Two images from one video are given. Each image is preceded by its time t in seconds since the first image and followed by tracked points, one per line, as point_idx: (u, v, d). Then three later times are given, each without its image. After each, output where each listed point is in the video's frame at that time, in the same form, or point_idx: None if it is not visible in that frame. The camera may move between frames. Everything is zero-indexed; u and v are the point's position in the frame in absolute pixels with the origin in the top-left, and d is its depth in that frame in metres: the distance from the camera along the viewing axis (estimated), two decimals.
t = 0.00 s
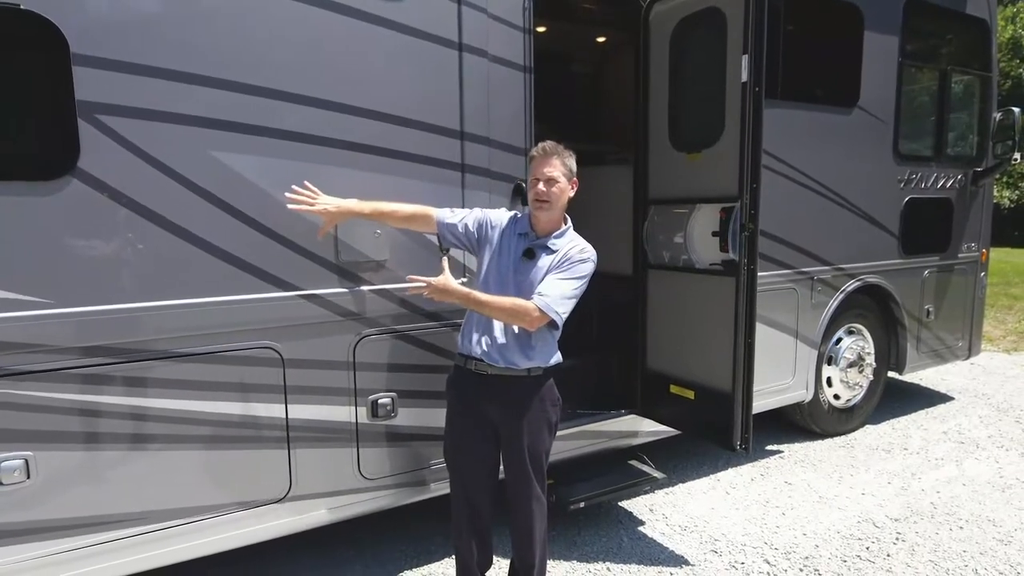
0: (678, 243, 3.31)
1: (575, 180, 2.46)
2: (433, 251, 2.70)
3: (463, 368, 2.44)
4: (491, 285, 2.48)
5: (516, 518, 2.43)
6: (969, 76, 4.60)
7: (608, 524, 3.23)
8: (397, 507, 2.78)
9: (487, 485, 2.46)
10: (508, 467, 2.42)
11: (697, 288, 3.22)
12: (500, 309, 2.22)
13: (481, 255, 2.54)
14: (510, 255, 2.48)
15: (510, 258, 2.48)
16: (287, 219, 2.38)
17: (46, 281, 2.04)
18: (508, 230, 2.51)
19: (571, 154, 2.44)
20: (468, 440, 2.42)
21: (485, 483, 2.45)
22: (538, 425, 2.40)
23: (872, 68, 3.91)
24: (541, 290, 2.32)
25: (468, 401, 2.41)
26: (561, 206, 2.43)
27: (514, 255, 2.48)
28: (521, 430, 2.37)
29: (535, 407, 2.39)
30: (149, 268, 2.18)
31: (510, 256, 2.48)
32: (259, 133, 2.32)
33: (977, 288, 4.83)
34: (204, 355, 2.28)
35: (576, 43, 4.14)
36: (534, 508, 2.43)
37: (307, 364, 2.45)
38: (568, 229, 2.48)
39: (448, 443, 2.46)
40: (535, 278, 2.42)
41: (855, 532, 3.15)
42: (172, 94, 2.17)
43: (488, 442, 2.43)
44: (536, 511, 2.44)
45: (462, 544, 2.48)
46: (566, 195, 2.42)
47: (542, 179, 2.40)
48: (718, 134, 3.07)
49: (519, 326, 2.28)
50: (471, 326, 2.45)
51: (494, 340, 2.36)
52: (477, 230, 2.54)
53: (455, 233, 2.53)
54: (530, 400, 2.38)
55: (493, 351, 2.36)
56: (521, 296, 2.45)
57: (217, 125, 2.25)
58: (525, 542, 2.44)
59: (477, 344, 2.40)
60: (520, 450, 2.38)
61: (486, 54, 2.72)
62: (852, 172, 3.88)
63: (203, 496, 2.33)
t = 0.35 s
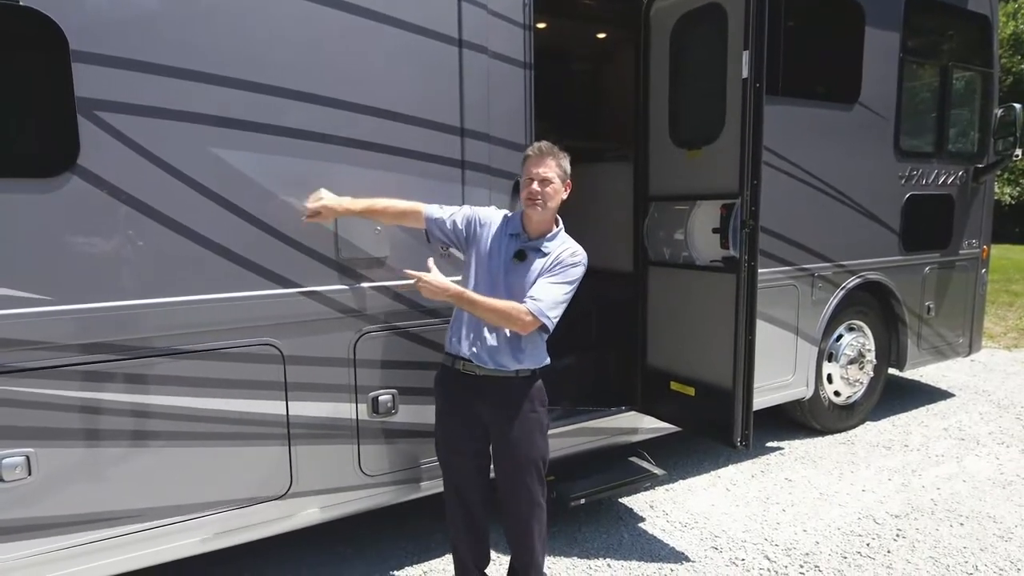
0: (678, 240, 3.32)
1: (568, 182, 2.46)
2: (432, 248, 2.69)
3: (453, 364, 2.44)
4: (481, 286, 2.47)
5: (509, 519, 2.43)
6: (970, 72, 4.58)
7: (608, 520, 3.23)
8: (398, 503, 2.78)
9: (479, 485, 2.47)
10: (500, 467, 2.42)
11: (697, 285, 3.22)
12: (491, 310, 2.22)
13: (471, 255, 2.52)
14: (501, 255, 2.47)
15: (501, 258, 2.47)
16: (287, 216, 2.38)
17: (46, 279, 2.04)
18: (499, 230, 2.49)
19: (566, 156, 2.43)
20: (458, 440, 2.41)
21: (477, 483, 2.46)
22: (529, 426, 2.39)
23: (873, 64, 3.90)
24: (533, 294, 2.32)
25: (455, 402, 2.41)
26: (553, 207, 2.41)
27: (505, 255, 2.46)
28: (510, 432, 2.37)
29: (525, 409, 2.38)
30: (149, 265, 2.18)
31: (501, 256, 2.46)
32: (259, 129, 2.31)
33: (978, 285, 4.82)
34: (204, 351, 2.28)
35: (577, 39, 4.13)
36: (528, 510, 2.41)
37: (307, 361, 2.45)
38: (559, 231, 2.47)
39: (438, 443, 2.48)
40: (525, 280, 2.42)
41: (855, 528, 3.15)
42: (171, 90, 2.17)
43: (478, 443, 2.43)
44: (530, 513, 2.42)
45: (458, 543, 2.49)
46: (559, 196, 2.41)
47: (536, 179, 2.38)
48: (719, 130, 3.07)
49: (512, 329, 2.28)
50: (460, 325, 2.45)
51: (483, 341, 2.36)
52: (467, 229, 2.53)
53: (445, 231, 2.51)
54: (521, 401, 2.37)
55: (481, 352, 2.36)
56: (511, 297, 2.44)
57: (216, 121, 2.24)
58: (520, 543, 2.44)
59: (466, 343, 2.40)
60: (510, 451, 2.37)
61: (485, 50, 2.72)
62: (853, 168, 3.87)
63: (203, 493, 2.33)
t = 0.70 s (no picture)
0: (679, 237, 3.32)
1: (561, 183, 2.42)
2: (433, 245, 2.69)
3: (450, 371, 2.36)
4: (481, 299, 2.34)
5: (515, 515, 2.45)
6: (972, 70, 4.57)
7: (608, 518, 3.23)
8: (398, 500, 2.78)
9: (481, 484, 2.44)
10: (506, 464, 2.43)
11: (698, 283, 3.22)
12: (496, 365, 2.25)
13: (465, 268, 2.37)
14: (501, 266, 2.34)
15: (500, 268, 2.34)
16: (287, 212, 2.38)
17: (47, 275, 2.03)
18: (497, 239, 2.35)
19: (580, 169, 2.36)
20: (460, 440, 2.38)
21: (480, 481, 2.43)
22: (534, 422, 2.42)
23: (874, 61, 3.90)
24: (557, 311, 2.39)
25: (455, 403, 2.36)
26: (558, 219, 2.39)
27: (506, 266, 2.34)
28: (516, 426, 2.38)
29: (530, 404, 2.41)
30: (148, 262, 2.17)
31: (501, 267, 2.34)
32: (259, 125, 2.31)
33: (979, 283, 4.82)
34: (205, 348, 2.28)
35: (578, 36, 4.12)
36: (538, 503, 2.42)
37: (307, 358, 2.45)
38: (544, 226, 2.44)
39: (434, 446, 2.42)
40: (529, 290, 2.37)
41: (855, 526, 3.15)
42: (171, 86, 2.16)
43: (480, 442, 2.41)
44: (539, 506, 2.43)
45: (462, 545, 2.44)
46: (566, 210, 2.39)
47: (566, 203, 2.30)
48: (719, 127, 3.07)
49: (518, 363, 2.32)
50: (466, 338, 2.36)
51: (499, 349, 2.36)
52: (461, 242, 2.36)
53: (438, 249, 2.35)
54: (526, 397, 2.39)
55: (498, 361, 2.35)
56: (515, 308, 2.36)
57: (217, 117, 2.24)
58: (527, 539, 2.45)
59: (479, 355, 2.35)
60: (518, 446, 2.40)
61: (486, 47, 2.71)
62: (854, 166, 3.86)
63: (203, 490, 2.33)
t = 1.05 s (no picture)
0: (678, 235, 3.31)
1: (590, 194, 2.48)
2: (433, 243, 2.69)
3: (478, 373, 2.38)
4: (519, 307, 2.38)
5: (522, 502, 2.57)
6: (970, 68, 4.57)
7: (608, 516, 3.23)
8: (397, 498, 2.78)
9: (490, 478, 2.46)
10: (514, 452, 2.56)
11: (697, 281, 3.22)
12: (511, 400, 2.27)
13: (507, 277, 2.35)
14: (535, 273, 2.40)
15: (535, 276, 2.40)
16: (286, 211, 2.38)
17: (46, 274, 2.03)
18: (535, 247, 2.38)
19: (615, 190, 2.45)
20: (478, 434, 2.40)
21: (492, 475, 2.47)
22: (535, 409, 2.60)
23: (872, 59, 3.90)
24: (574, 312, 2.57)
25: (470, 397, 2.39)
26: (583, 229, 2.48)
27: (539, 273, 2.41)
28: (519, 414, 2.53)
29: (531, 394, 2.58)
30: (148, 260, 2.18)
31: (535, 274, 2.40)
32: (258, 124, 2.31)
33: (977, 281, 4.82)
34: (203, 346, 2.28)
35: (576, 34, 4.11)
36: (536, 489, 2.57)
37: (306, 356, 2.45)
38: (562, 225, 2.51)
39: (446, 442, 2.41)
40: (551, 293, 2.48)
41: (854, 524, 3.16)
42: (170, 85, 2.16)
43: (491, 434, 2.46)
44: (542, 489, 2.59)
45: (478, 548, 2.41)
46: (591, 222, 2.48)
47: (601, 226, 2.40)
48: (718, 125, 3.07)
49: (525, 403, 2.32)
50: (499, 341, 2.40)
51: (527, 349, 2.47)
52: (507, 256, 2.30)
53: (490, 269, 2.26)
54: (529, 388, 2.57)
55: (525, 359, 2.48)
56: (539, 311, 2.47)
57: (215, 116, 2.23)
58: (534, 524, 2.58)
59: (513, 358, 2.43)
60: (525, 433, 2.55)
61: (485, 45, 2.71)
62: (852, 163, 3.86)
63: (202, 489, 2.33)
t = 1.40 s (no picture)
0: (677, 234, 3.31)
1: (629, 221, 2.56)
2: (433, 242, 2.69)
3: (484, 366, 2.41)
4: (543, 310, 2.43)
5: (523, 500, 2.58)
6: (970, 68, 4.57)
7: (606, 514, 3.23)
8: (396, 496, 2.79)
9: (491, 472, 2.46)
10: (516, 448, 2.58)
11: (696, 280, 3.23)
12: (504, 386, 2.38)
13: (539, 276, 2.40)
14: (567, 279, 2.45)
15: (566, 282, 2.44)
16: (285, 209, 2.38)
17: (45, 271, 2.03)
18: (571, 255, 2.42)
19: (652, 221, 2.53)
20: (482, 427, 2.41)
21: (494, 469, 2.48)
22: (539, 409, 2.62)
23: (872, 59, 3.90)
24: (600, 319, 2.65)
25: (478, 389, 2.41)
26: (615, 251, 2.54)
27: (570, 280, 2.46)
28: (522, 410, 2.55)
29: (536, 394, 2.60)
30: (148, 257, 2.18)
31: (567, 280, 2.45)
32: (257, 121, 2.30)
33: (976, 281, 4.83)
34: (202, 344, 2.28)
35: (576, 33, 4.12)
36: (536, 488, 2.59)
37: (305, 354, 2.45)
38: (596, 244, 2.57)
39: (449, 432, 2.42)
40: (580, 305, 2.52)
41: (852, 523, 3.16)
42: (169, 83, 2.16)
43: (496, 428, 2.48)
44: (543, 487, 2.60)
45: (476, 540, 2.41)
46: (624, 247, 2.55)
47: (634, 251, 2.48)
48: (718, 125, 3.07)
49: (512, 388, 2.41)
50: (515, 335, 2.46)
51: (539, 353, 2.51)
52: (543, 256, 2.36)
53: (525, 263, 2.31)
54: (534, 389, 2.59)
55: (533, 363, 2.51)
56: (564, 318, 2.50)
57: (214, 114, 2.23)
58: (535, 522, 2.58)
59: (523, 356, 2.47)
60: (528, 431, 2.58)
61: (485, 43, 2.71)
62: (852, 163, 3.87)
63: (201, 486, 2.33)
